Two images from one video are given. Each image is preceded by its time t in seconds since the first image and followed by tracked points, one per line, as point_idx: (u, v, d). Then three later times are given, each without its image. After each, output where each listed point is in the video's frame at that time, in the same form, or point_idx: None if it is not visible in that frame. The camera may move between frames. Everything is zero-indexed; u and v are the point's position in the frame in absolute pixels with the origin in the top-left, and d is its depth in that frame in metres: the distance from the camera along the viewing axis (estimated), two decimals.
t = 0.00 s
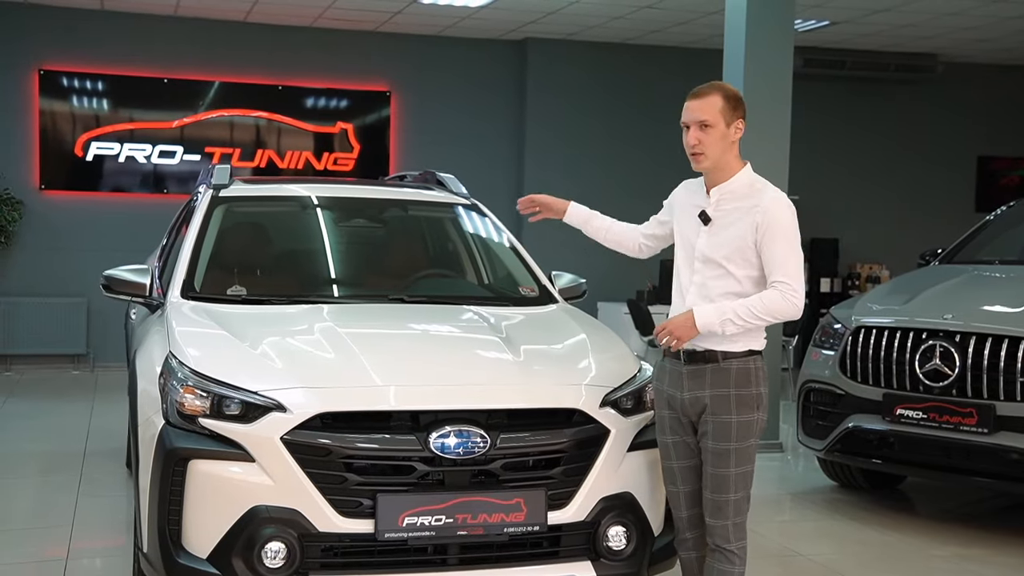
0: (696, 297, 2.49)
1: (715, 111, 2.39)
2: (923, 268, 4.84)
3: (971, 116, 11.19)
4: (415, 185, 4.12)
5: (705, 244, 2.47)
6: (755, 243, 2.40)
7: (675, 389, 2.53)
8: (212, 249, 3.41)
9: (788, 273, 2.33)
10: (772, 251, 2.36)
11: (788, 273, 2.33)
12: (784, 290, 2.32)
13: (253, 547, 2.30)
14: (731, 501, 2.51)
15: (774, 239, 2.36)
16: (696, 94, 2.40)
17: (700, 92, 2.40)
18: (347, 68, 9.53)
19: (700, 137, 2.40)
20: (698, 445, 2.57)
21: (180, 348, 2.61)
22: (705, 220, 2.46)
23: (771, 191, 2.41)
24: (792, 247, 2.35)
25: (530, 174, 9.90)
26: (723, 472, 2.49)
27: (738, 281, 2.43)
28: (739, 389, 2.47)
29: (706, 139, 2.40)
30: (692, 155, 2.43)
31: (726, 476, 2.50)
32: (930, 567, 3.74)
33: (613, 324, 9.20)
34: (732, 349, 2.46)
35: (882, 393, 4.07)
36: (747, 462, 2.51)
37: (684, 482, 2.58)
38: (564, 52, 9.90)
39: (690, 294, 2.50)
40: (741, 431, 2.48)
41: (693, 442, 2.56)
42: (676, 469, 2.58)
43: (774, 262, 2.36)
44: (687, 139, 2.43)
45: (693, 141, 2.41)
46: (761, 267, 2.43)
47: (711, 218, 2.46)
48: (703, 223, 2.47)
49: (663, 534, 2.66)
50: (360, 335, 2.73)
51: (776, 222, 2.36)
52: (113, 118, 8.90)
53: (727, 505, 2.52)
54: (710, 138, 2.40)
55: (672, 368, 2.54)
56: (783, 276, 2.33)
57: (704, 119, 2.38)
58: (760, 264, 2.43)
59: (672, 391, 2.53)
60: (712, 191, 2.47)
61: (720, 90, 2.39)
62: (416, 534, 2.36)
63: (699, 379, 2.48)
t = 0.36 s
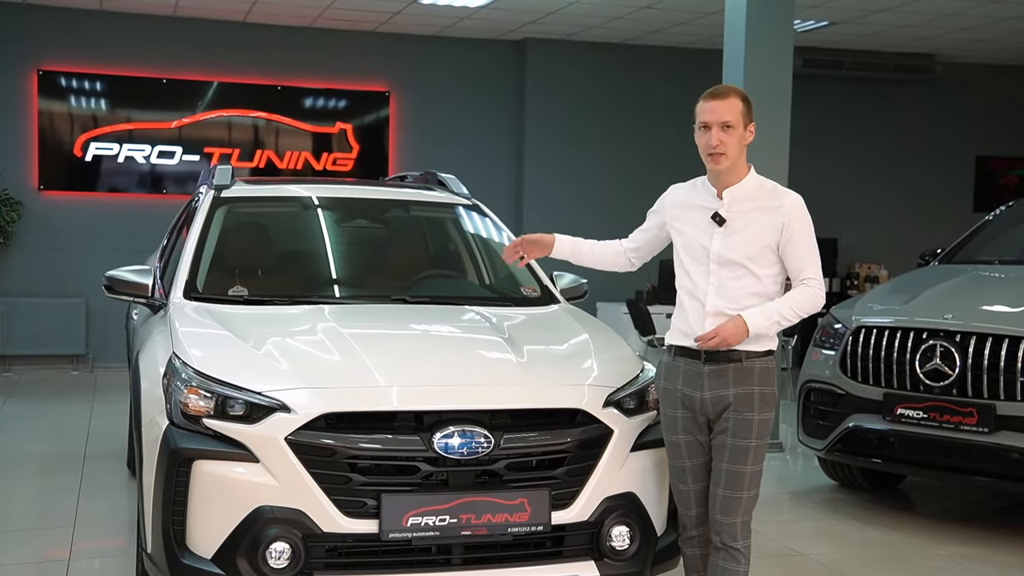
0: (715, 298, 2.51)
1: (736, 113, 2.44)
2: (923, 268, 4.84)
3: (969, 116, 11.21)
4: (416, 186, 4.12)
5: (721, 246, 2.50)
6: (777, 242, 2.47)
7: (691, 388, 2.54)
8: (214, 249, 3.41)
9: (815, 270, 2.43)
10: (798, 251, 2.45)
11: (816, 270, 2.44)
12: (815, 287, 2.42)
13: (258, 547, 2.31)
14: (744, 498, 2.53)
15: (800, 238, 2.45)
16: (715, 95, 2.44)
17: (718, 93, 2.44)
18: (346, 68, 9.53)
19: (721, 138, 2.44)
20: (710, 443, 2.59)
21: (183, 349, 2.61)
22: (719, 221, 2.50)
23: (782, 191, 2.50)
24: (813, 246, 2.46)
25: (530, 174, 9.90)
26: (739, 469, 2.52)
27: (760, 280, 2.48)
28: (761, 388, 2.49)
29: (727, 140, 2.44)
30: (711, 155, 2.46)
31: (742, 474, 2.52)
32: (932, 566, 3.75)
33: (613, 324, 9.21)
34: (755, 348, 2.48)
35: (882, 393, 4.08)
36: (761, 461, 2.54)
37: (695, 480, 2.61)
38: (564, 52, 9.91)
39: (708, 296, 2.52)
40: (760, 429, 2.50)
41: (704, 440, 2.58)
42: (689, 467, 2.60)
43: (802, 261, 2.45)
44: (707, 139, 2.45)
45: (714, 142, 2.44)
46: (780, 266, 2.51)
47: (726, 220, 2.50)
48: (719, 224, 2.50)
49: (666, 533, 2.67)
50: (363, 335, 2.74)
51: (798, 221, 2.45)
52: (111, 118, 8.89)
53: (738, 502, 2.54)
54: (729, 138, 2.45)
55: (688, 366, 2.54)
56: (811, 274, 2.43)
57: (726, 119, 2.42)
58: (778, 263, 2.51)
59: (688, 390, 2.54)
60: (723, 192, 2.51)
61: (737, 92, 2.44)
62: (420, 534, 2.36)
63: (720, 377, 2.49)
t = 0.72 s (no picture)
0: (722, 301, 2.52)
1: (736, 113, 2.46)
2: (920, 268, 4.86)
3: (966, 116, 11.23)
4: (414, 186, 4.13)
5: (723, 249, 2.51)
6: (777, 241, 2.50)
7: (699, 386, 2.56)
8: (214, 249, 3.42)
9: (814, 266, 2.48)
10: (800, 248, 2.48)
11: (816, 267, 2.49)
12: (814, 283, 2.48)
13: (260, 547, 2.31)
14: (749, 492, 2.55)
15: (800, 236, 2.48)
16: (715, 95, 2.46)
17: (719, 94, 2.46)
18: (344, 69, 9.53)
19: (723, 137, 2.45)
20: (714, 441, 2.62)
21: (184, 349, 2.61)
22: (721, 223, 2.50)
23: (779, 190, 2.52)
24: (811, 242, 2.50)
25: (527, 174, 9.91)
26: (744, 462, 2.54)
27: (764, 280, 2.50)
28: (770, 382, 2.53)
29: (728, 140, 2.46)
30: (710, 155, 2.47)
31: (747, 467, 2.55)
32: (931, 565, 3.77)
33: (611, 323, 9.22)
34: (765, 346, 2.52)
35: (880, 392, 4.09)
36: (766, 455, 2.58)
37: (699, 478, 2.63)
38: (562, 52, 9.93)
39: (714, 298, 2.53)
40: (767, 423, 2.54)
41: (709, 438, 2.60)
42: (693, 466, 2.62)
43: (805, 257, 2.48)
44: (708, 138, 2.47)
45: (716, 140, 2.46)
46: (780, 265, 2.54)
47: (727, 221, 2.51)
48: (721, 226, 2.51)
49: (666, 532, 2.68)
50: (363, 335, 2.74)
51: (797, 219, 2.48)
52: (106, 118, 8.89)
53: (745, 496, 2.55)
54: (730, 139, 2.47)
55: (697, 365, 2.57)
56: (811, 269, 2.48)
57: (727, 119, 2.44)
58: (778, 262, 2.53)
59: (696, 388, 2.57)
60: (722, 195, 2.52)
61: (734, 93, 2.48)
62: (421, 534, 2.37)
63: (731, 375, 2.53)
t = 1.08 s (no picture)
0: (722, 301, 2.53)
1: (741, 113, 2.48)
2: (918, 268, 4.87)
3: (962, 116, 11.26)
4: (414, 186, 4.13)
5: (721, 247, 2.52)
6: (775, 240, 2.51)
7: (699, 388, 2.57)
8: (213, 249, 3.42)
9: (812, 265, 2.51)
10: (797, 247, 2.50)
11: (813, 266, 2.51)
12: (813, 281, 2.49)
13: (261, 547, 2.31)
14: (758, 493, 2.56)
15: (796, 234, 2.50)
16: (722, 92, 2.47)
17: (725, 92, 2.47)
18: (341, 69, 9.53)
19: (727, 134, 2.47)
20: (716, 442, 2.63)
21: (184, 349, 2.62)
22: (718, 222, 2.51)
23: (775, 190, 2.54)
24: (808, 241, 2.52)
25: (524, 174, 9.92)
26: (753, 463, 2.55)
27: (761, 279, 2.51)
28: (770, 383, 2.55)
29: (731, 138, 2.47)
30: (712, 151, 2.48)
31: (756, 469, 2.56)
32: (930, 565, 3.78)
33: (609, 323, 9.23)
34: (763, 346, 2.54)
35: (878, 392, 4.10)
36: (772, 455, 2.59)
37: (700, 479, 2.64)
38: (560, 52, 9.93)
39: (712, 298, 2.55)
40: (772, 423, 2.55)
41: (710, 439, 2.62)
42: (694, 467, 2.63)
43: (801, 256, 2.50)
44: (712, 134, 2.48)
45: (719, 137, 2.47)
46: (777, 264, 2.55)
47: (724, 220, 2.51)
48: (718, 225, 2.51)
49: (666, 532, 2.68)
50: (363, 336, 2.74)
51: (794, 219, 2.50)
52: (103, 118, 8.88)
53: (754, 497, 2.56)
54: (732, 137, 2.48)
55: (695, 367, 2.58)
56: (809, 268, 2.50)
57: (732, 118, 2.46)
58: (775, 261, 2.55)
59: (695, 390, 2.58)
60: (719, 193, 2.53)
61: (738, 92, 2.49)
62: (422, 534, 2.37)
63: (730, 377, 2.54)
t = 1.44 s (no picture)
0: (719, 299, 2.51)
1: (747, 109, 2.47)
2: (915, 268, 4.87)
3: (959, 116, 11.27)
4: (412, 186, 4.13)
5: (723, 244, 2.51)
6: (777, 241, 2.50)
7: (697, 393, 2.52)
8: (212, 249, 3.41)
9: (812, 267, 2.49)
10: (799, 250, 2.49)
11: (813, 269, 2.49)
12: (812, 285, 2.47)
13: (261, 546, 2.31)
14: (760, 498, 2.53)
15: (797, 237, 2.50)
16: (727, 89, 2.46)
17: (732, 89, 2.46)
18: (338, 68, 9.52)
19: (734, 130, 2.45)
20: (717, 445, 2.59)
21: (184, 349, 2.61)
22: (721, 218, 2.50)
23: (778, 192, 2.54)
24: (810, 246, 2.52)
25: (522, 174, 9.92)
26: (755, 469, 2.51)
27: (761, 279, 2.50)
28: (770, 386, 2.50)
29: (739, 134, 2.46)
30: (718, 147, 2.47)
31: (758, 474, 2.52)
32: (928, 564, 3.78)
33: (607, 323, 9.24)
34: (760, 347, 2.50)
35: (876, 391, 4.11)
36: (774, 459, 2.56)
37: (700, 484, 2.61)
38: (557, 52, 9.94)
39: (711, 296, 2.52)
40: (773, 427, 2.51)
41: (710, 443, 2.57)
42: (694, 472, 2.59)
43: (802, 259, 2.49)
44: (718, 131, 2.47)
45: (726, 133, 2.46)
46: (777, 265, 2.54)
47: (727, 217, 2.51)
48: (720, 221, 2.50)
49: (666, 531, 2.69)
50: (362, 335, 2.74)
51: (797, 222, 2.50)
52: (100, 118, 8.86)
53: (756, 502, 2.53)
54: (739, 134, 2.48)
55: (692, 371, 2.53)
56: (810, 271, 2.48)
57: (739, 114, 2.45)
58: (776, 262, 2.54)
59: (694, 395, 2.53)
60: (723, 191, 2.53)
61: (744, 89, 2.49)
62: (422, 533, 2.37)
63: (728, 380, 2.49)
